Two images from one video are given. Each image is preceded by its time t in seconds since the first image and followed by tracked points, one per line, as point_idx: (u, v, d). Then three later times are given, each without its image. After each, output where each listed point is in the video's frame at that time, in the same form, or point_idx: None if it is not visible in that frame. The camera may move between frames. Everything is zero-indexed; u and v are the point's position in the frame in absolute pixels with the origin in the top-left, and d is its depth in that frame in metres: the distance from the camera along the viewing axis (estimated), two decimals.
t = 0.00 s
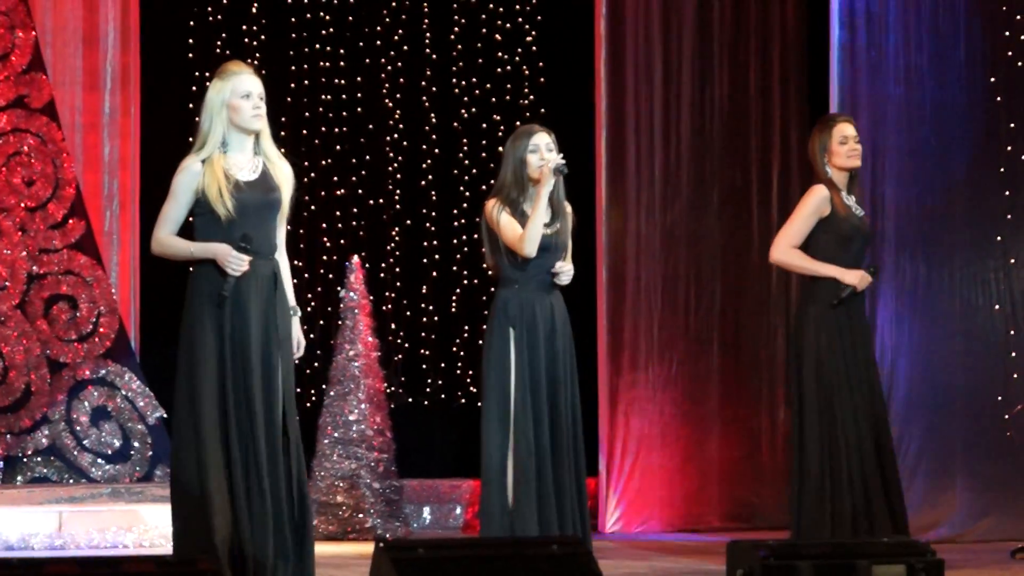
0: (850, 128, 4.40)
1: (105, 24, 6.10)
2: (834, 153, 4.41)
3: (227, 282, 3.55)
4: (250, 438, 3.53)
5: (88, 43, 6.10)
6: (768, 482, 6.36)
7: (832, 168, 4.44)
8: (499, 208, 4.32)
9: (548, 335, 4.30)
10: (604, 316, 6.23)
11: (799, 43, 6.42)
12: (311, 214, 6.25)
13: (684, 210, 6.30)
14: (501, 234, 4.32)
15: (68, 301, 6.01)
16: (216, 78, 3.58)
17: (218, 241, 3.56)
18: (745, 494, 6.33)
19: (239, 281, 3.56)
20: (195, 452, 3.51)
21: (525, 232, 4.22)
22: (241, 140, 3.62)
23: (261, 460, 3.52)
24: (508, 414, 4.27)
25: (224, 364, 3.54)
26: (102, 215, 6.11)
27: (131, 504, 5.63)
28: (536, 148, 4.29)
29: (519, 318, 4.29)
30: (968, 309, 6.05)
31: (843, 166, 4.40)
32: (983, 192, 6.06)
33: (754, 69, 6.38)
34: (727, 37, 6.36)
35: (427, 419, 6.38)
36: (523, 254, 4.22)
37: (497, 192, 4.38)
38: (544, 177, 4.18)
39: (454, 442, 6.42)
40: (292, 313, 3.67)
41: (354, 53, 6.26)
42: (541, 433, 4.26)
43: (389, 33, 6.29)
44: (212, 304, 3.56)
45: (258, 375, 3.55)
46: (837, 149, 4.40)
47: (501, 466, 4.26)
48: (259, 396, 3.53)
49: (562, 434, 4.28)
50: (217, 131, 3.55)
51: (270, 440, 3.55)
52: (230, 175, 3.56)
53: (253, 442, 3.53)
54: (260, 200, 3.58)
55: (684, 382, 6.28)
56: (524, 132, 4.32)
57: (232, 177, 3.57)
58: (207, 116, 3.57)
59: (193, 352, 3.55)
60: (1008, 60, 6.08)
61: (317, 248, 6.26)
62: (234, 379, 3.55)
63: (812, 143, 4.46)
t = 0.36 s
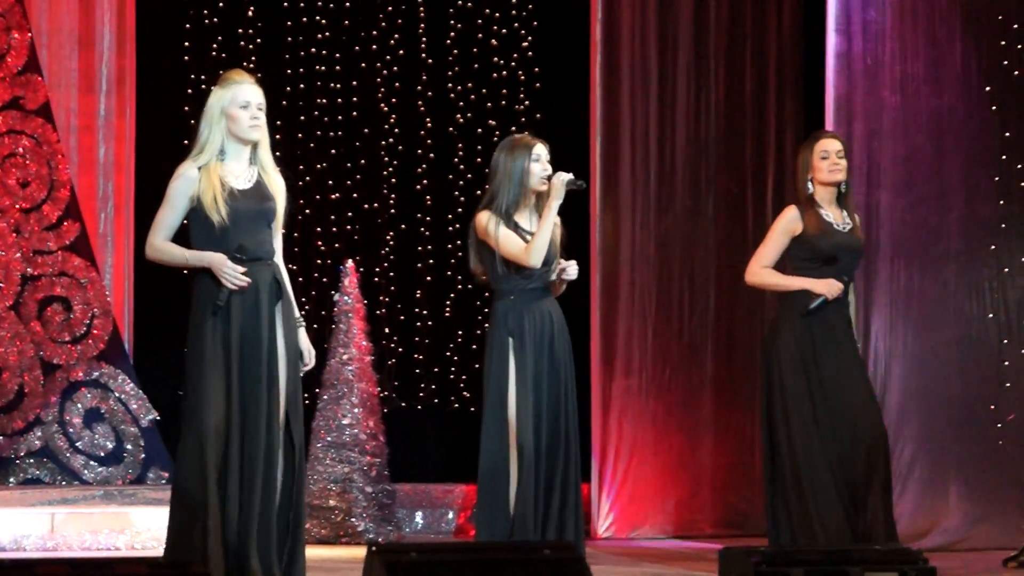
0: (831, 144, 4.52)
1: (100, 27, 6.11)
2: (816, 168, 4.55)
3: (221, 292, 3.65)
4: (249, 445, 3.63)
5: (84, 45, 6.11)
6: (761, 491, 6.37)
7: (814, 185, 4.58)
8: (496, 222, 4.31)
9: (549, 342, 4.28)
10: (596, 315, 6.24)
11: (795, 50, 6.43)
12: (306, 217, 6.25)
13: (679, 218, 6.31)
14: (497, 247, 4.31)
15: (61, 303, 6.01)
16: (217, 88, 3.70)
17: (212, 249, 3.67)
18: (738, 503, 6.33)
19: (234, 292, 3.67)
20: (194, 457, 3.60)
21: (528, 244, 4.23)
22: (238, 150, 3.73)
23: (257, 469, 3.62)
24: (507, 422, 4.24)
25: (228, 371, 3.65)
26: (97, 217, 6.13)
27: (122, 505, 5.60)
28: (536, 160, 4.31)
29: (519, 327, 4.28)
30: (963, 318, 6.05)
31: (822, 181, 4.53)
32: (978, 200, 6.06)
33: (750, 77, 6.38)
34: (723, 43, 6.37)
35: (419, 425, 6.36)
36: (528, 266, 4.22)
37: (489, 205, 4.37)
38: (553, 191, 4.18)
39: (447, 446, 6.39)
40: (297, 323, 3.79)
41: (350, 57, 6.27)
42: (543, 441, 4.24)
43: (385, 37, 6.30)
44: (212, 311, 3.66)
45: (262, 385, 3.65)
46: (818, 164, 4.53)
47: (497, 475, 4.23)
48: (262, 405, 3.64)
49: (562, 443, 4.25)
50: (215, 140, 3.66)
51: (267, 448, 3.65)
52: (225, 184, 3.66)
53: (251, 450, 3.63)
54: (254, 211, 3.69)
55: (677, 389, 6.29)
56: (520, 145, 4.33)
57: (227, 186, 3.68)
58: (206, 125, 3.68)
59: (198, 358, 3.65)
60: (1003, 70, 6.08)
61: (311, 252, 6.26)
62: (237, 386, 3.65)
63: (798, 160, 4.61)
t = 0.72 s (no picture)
0: (824, 150, 4.63)
1: (105, 38, 6.18)
2: (807, 172, 4.66)
3: (223, 298, 3.74)
4: (245, 445, 3.74)
5: (89, 56, 6.18)
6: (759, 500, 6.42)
7: (806, 188, 4.70)
8: (499, 229, 4.43)
9: (545, 348, 4.41)
10: (596, 328, 6.30)
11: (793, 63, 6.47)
12: (308, 228, 6.31)
13: (678, 229, 6.36)
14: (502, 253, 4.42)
15: (66, 312, 6.07)
16: (213, 95, 3.83)
17: (218, 252, 3.78)
18: (739, 513, 6.37)
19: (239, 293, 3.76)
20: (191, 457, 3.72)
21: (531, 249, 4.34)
22: (239, 155, 3.86)
23: (253, 468, 3.73)
24: (504, 428, 4.36)
25: (223, 374, 3.75)
26: (102, 227, 6.19)
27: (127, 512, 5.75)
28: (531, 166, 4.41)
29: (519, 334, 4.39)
30: (959, 330, 6.13)
31: (811, 185, 4.64)
32: (975, 213, 6.14)
33: (748, 90, 6.43)
34: (722, 55, 6.42)
35: (419, 434, 6.41)
36: (531, 271, 4.33)
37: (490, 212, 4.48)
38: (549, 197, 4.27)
39: (446, 454, 6.43)
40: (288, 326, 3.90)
41: (353, 69, 6.33)
42: (538, 445, 4.37)
43: (387, 50, 6.35)
44: (212, 318, 3.76)
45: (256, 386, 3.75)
46: (810, 168, 4.65)
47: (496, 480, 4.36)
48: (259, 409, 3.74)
49: (556, 446, 4.38)
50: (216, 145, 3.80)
51: (263, 447, 3.76)
52: (229, 187, 3.79)
53: (246, 450, 3.73)
54: (258, 211, 3.81)
55: (676, 400, 6.34)
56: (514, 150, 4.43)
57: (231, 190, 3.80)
58: (205, 131, 3.82)
59: (193, 361, 3.75)
60: (999, 84, 6.14)
61: (313, 262, 6.30)
62: (231, 387, 3.76)
63: (791, 162, 4.73)
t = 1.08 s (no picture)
0: (826, 168, 4.71)
1: (115, 54, 6.23)
2: (811, 189, 4.75)
3: (235, 312, 3.79)
4: (267, 461, 3.80)
5: (99, 72, 6.23)
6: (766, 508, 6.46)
7: (809, 206, 4.80)
8: (505, 244, 4.56)
9: (558, 365, 4.52)
10: (602, 338, 6.41)
11: (796, 75, 6.54)
12: (317, 241, 6.36)
13: (683, 239, 6.43)
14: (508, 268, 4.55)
15: (78, 325, 6.15)
16: (225, 114, 3.89)
17: (230, 268, 3.84)
18: (740, 518, 6.43)
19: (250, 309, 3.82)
20: (212, 473, 3.76)
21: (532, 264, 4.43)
22: (250, 173, 3.92)
23: (271, 483, 3.78)
24: (516, 439, 4.46)
25: (246, 391, 3.80)
26: (113, 242, 6.25)
27: (141, 523, 5.70)
28: (535, 181, 4.55)
29: (528, 347, 4.50)
30: (962, 337, 6.18)
31: (814, 202, 4.73)
32: (978, 223, 6.19)
33: (752, 100, 6.50)
34: (725, 66, 6.49)
35: (428, 445, 6.47)
36: (532, 285, 4.42)
37: (501, 229, 4.62)
38: (548, 209, 4.36)
39: (454, 465, 6.50)
40: (307, 344, 3.94)
41: (360, 84, 6.39)
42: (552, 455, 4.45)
43: (393, 64, 6.42)
44: (226, 334, 3.81)
45: (278, 403, 3.82)
46: (814, 186, 4.73)
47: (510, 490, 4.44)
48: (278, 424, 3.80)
49: (571, 456, 4.47)
50: (225, 162, 3.87)
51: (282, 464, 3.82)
52: (239, 204, 3.85)
53: (268, 466, 3.79)
54: (269, 228, 3.86)
55: (682, 408, 6.41)
56: (521, 168, 4.59)
57: (242, 207, 3.86)
58: (216, 150, 3.89)
59: (215, 378, 3.79)
60: (999, 94, 6.19)
61: (322, 275, 6.36)
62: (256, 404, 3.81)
63: (795, 179, 4.82)
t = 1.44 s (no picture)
0: (854, 161, 4.64)
1: (126, 52, 6.17)
2: (838, 182, 4.68)
3: (250, 308, 3.82)
4: (273, 457, 3.82)
5: (110, 69, 6.17)
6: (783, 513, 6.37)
7: (835, 200, 4.72)
8: (518, 241, 4.54)
9: (568, 362, 4.50)
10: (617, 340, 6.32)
11: (815, 79, 6.45)
12: (330, 240, 6.32)
13: (701, 240, 6.34)
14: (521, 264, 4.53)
15: (88, 325, 6.09)
16: (236, 111, 3.90)
17: (243, 263, 3.85)
18: (756, 524, 6.36)
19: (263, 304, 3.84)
20: (220, 470, 3.79)
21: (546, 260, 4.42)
22: (263, 169, 3.93)
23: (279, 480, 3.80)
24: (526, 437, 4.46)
25: (250, 388, 3.83)
26: (123, 240, 6.17)
27: (151, 524, 5.67)
28: (550, 178, 4.52)
29: (539, 346, 4.49)
30: (981, 341, 6.12)
31: (841, 195, 4.66)
32: (1002, 226, 6.12)
33: (769, 99, 6.42)
34: (744, 67, 6.41)
35: (441, 447, 6.40)
36: (546, 282, 4.41)
37: (513, 225, 4.60)
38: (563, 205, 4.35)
39: (466, 467, 6.43)
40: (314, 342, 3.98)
41: (374, 82, 6.33)
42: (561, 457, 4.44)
43: (407, 63, 6.35)
44: (235, 331, 3.84)
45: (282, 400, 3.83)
46: (841, 179, 4.66)
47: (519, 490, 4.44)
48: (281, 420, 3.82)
49: (578, 455, 4.47)
50: (238, 159, 3.88)
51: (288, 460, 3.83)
52: (253, 200, 3.86)
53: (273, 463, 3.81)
54: (283, 224, 3.88)
55: (697, 411, 6.33)
56: (535, 163, 4.55)
57: (255, 203, 3.87)
58: (227, 146, 3.90)
59: (222, 377, 3.83)
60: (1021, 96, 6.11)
61: (335, 274, 6.32)
62: (260, 403, 3.83)
63: (821, 172, 4.74)
